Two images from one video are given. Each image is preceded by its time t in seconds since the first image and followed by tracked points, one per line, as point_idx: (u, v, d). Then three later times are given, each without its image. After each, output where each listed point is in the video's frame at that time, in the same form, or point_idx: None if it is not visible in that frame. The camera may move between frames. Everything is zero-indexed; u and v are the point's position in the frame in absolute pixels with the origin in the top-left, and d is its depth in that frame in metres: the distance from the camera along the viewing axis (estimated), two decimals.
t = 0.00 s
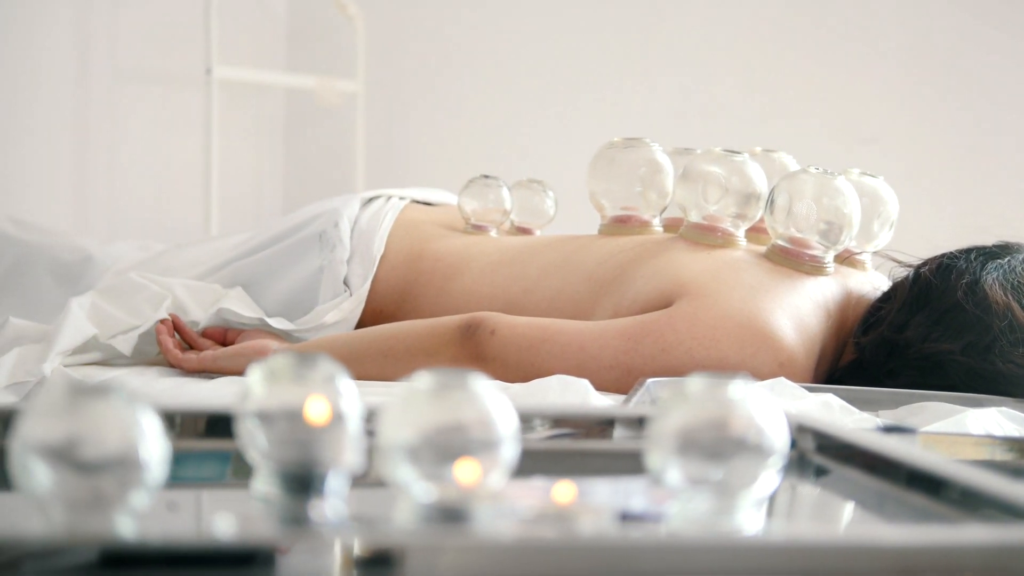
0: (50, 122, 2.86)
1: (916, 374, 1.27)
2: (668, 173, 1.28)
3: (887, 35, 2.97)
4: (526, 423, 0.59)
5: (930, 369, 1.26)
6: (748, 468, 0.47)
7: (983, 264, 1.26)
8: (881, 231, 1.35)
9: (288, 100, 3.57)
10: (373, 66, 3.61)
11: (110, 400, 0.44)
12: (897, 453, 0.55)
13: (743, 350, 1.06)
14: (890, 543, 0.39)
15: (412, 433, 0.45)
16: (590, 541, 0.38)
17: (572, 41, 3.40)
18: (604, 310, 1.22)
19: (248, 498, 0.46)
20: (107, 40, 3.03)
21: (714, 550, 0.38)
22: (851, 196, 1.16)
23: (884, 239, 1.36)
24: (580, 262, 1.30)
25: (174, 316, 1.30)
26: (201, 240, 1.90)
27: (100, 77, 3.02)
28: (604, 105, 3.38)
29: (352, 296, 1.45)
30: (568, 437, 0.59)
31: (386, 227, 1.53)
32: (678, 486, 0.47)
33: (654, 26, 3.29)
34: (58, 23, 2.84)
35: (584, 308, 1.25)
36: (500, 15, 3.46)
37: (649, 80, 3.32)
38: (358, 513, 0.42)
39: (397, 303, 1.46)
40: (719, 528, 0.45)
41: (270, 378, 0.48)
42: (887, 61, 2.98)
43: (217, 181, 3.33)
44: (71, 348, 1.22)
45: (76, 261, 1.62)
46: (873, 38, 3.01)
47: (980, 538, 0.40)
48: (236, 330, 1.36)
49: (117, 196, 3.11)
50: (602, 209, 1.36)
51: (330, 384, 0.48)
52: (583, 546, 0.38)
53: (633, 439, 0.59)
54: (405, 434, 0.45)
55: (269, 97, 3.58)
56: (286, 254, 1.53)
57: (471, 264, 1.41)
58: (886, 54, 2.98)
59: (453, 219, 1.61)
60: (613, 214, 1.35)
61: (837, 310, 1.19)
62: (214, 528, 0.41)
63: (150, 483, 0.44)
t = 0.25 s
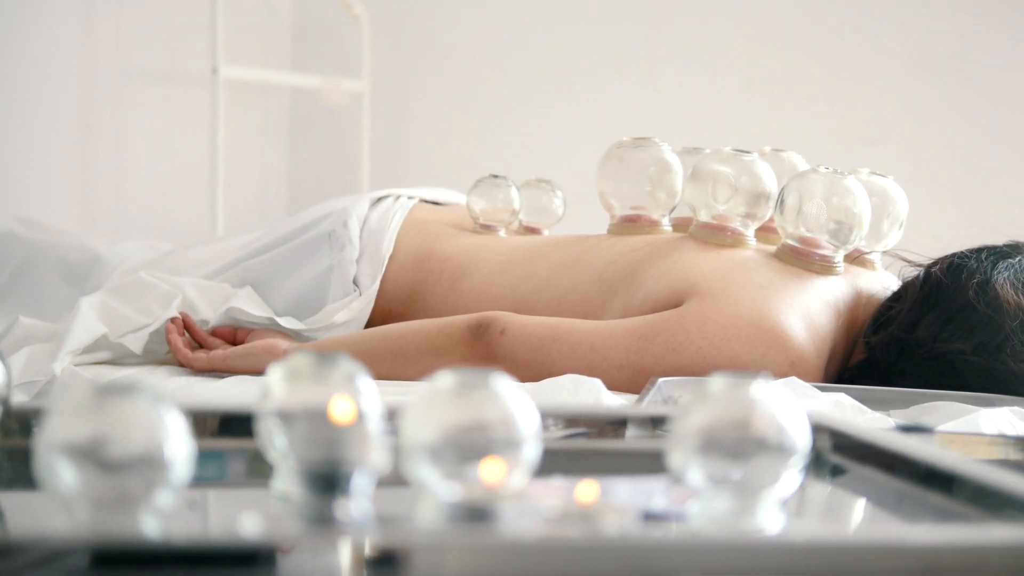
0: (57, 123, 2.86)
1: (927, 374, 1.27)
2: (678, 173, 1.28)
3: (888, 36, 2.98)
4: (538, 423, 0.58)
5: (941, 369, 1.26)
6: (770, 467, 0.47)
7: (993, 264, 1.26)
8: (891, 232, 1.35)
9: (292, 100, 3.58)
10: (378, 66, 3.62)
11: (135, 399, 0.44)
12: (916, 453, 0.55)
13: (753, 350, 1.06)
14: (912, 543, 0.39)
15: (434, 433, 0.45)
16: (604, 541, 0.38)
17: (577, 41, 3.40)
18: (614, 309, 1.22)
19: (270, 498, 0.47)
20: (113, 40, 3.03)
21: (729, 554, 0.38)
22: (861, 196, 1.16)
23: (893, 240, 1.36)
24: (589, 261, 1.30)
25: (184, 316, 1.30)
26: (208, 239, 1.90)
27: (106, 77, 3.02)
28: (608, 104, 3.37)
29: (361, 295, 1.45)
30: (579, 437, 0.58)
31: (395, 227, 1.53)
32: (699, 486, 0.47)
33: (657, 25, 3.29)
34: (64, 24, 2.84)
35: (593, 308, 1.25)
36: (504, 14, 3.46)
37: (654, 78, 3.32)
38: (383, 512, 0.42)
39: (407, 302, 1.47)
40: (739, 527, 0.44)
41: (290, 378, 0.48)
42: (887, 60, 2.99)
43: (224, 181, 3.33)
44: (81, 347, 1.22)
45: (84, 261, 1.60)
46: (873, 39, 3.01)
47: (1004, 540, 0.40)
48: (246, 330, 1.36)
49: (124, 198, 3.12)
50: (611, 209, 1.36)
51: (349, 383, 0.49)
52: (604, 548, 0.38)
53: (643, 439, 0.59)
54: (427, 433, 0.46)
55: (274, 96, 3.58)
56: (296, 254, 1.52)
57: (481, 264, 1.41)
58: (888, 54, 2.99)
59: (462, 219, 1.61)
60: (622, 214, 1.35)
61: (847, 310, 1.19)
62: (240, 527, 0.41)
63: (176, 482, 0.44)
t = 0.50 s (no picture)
0: (62, 125, 2.86)
1: (939, 373, 1.27)
2: (688, 173, 1.28)
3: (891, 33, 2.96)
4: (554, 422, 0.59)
5: (953, 368, 1.26)
6: (794, 467, 0.47)
7: (1005, 264, 1.26)
8: (901, 231, 1.35)
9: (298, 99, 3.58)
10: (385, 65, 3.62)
11: (162, 399, 0.44)
12: (940, 453, 0.55)
13: (765, 350, 1.07)
14: (942, 541, 0.39)
15: (458, 432, 0.46)
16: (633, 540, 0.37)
17: (582, 41, 3.40)
18: (626, 309, 1.22)
19: (295, 497, 0.47)
20: (121, 39, 3.03)
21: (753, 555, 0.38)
22: (872, 195, 1.15)
23: (904, 240, 1.36)
24: (600, 260, 1.30)
25: (193, 316, 1.30)
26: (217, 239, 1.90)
27: (114, 77, 3.03)
28: (614, 103, 3.37)
29: (371, 295, 1.45)
30: (600, 435, 0.59)
31: (406, 227, 1.53)
32: (722, 484, 0.47)
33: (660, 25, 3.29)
34: (68, 25, 2.84)
35: (604, 307, 1.26)
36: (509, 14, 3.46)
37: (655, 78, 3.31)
38: (410, 511, 0.42)
39: (417, 302, 1.47)
40: (763, 527, 0.45)
41: (313, 377, 0.48)
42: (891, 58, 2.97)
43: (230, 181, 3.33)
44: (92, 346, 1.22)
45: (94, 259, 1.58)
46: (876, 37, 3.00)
47: None
48: (256, 329, 1.37)
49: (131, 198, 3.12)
50: (622, 208, 1.36)
51: (372, 382, 0.49)
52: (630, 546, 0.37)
53: (658, 438, 0.60)
54: (450, 433, 0.46)
55: (281, 96, 3.58)
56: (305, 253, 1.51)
57: (491, 264, 1.41)
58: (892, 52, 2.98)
59: (472, 219, 1.61)
60: (633, 214, 1.36)
61: (858, 309, 1.19)
62: (269, 526, 0.41)
63: (204, 481, 0.44)
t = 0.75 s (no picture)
0: (69, 126, 2.87)
1: (950, 374, 1.27)
2: (698, 174, 1.28)
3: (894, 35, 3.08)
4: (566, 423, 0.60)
5: (965, 370, 1.26)
6: (818, 467, 0.47)
7: (1017, 265, 1.26)
8: (912, 233, 1.34)
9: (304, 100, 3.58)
10: (390, 67, 3.62)
11: (190, 400, 0.44)
12: (960, 453, 0.55)
13: (777, 351, 1.07)
14: (970, 541, 0.40)
15: (481, 434, 0.46)
16: (659, 541, 0.38)
17: (587, 43, 3.42)
18: (636, 310, 1.22)
19: (318, 500, 0.47)
20: (128, 41, 3.04)
21: (773, 551, 0.39)
22: (883, 196, 1.15)
23: (915, 240, 1.35)
24: (610, 262, 1.31)
25: (202, 318, 1.30)
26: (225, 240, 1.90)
27: (121, 77, 3.03)
28: (619, 106, 3.39)
29: (382, 297, 1.45)
30: (610, 436, 0.60)
31: (416, 228, 1.53)
32: (744, 486, 0.48)
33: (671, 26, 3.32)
34: (74, 26, 2.85)
35: (614, 309, 1.26)
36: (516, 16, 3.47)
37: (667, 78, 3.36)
38: (435, 513, 0.43)
39: (427, 304, 1.47)
40: (786, 528, 0.45)
41: (334, 379, 0.48)
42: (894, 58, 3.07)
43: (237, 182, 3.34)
44: (102, 348, 1.23)
45: (100, 259, 1.59)
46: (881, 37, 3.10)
47: None
48: (266, 331, 1.37)
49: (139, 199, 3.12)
50: (632, 210, 1.36)
51: (393, 383, 0.49)
52: (652, 549, 0.39)
53: (668, 439, 0.60)
54: (473, 433, 0.46)
55: (286, 97, 3.58)
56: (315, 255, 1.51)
57: (502, 265, 1.41)
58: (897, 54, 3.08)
59: (481, 220, 1.61)
60: (643, 215, 1.35)
61: (869, 310, 1.19)
62: (295, 527, 0.41)
63: (230, 483, 0.44)
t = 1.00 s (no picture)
0: (74, 126, 2.87)
1: (961, 374, 1.27)
2: (707, 174, 1.28)
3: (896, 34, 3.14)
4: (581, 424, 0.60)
5: (976, 370, 1.26)
6: (840, 467, 0.47)
7: None
8: (922, 233, 1.34)
9: (309, 100, 3.58)
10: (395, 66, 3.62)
11: (213, 400, 0.44)
12: (979, 453, 0.55)
13: (787, 351, 1.07)
14: (997, 545, 0.40)
15: (504, 434, 0.46)
16: (682, 542, 0.38)
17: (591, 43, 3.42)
18: (646, 310, 1.22)
19: (339, 500, 0.47)
20: (133, 40, 3.04)
21: (791, 554, 0.39)
22: (893, 197, 1.14)
23: (925, 241, 1.35)
24: (620, 262, 1.31)
25: (212, 318, 1.31)
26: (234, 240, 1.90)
27: (126, 76, 3.02)
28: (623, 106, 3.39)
29: (391, 297, 1.45)
30: (631, 438, 0.60)
31: (425, 228, 1.53)
32: (765, 487, 0.48)
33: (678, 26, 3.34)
34: (80, 25, 2.85)
35: (624, 309, 1.26)
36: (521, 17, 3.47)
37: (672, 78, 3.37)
38: (461, 512, 0.43)
39: (436, 304, 1.47)
40: (807, 528, 0.45)
41: (355, 379, 0.48)
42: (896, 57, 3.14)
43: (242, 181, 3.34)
44: (112, 348, 1.23)
45: (109, 259, 1.57)
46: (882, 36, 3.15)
47: None
48: (275, 330, 1.37)
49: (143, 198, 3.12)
50: (641, 209, 1.36)
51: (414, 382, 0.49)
52: (676, 548, 0.38)
53: (680, 438, 0.61)
54: (497, 432, 0.46)
55: (291, 96, 3.58)
56: (324, 255, 1.52)
57: (511, 265, 1.41)
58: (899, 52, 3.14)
59: (490, 220, 1.61)
60: (652, 215, 1.36)
61: (879, 310, 1.19)
62: (321, 526, 0.41)
63: (254, 482, 0.44)
